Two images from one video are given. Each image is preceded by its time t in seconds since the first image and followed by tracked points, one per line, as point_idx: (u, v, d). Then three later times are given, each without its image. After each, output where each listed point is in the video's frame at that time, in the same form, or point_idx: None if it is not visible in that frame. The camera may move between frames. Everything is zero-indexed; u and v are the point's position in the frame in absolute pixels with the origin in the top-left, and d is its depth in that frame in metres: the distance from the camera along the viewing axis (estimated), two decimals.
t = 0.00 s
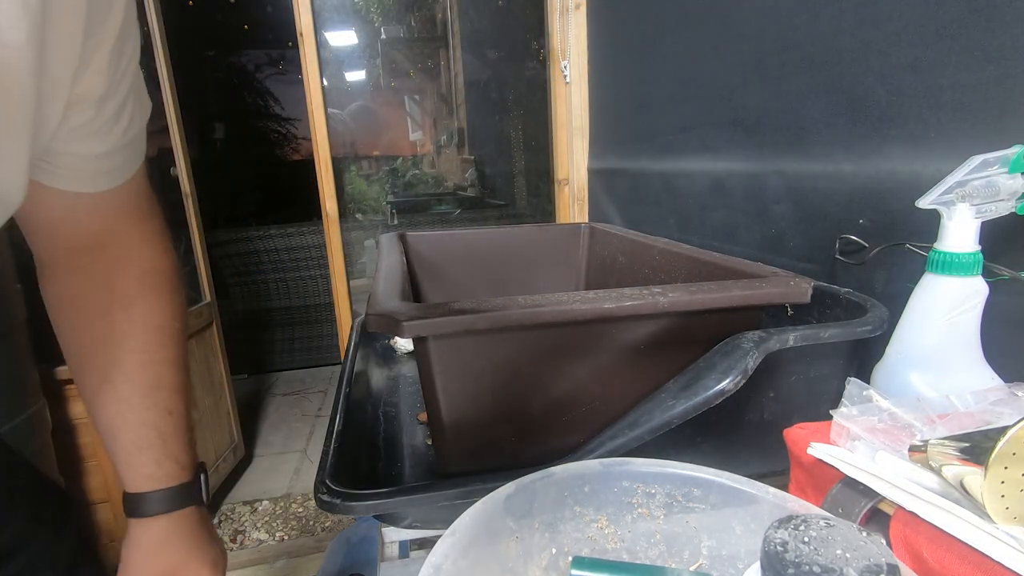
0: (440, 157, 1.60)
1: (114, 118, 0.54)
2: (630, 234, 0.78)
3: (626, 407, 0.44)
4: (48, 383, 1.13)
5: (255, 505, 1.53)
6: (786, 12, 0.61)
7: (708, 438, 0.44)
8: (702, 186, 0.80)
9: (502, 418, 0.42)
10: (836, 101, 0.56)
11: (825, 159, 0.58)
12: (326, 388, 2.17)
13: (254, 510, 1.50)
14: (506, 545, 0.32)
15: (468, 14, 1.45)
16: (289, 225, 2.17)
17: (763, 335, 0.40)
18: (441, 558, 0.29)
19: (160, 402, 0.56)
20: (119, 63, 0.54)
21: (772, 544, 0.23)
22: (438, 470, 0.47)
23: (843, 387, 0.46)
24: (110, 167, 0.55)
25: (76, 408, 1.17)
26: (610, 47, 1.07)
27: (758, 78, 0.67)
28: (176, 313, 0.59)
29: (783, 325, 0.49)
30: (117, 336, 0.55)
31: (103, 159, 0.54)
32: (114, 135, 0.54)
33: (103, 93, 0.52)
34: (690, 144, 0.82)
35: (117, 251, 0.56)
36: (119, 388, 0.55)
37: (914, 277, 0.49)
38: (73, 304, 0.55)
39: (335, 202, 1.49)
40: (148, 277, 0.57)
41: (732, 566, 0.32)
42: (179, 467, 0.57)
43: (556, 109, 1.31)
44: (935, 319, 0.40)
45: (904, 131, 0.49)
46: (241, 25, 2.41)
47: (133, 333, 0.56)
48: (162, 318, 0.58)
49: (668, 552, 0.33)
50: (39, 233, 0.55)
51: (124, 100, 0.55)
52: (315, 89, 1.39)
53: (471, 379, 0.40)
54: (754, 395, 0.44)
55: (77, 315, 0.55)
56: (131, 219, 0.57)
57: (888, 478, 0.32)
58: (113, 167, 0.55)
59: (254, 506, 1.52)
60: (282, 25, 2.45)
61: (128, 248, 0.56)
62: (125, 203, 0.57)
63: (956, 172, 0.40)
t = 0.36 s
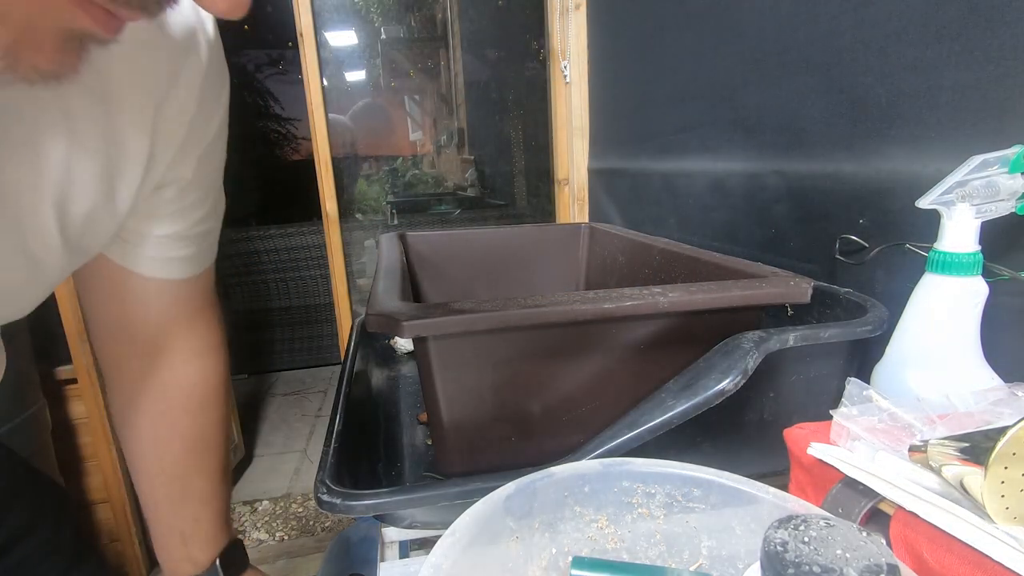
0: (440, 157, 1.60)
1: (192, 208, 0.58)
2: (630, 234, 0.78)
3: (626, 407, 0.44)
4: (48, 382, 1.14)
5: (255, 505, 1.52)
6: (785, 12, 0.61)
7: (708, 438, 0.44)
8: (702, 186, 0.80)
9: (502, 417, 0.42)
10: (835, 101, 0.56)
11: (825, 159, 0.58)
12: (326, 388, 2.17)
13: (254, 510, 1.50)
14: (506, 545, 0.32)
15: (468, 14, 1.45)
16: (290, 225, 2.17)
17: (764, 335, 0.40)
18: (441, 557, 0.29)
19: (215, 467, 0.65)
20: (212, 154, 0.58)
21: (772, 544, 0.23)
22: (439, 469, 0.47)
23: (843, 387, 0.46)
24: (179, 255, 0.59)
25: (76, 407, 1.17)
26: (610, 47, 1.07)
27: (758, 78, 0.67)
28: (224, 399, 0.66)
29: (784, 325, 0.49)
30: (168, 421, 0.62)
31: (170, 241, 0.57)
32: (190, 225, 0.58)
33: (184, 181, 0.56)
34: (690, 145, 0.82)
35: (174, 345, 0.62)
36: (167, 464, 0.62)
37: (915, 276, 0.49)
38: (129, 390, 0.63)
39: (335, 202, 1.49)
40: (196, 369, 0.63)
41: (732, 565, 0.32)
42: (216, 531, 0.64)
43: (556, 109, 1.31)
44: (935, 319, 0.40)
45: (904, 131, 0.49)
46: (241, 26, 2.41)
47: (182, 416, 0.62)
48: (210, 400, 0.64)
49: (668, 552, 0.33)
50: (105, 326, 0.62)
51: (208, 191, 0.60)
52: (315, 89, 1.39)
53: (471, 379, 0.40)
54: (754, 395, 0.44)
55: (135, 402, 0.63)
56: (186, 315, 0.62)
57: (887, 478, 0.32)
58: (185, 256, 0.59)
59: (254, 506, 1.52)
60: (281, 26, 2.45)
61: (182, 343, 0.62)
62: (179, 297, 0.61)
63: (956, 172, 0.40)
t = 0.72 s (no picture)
0: (440, 157, 1.59)
1: (235, 277, 0.62)
2: (630, 234, 0.78)
3: (626, 407, 0.44)
4: (48, 383, 1.14)
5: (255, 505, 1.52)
6: (785, 12, 0.61)
7: (707, 438, 0.44)
8: (702, 186, 0.80)
9: (502, 418, 0.42)
10: (835, 101, 0.56)
11: (826, 159, 0.58)
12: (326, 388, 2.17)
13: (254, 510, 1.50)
14: (506, 545, 0.32)
15: (468, 14, 1.44)
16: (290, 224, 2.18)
17: (763, 335, 0.40)
18: (441, 557, 0.29)
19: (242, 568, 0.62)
20: (255, 228, 0.64)
21: (772, 544, 0.23)
22: (439, 469, 0.47)
23: (843, 387, 0.46)
24: (213, 335, 0.61)
25: (76, 407, 1.16)
26: (610, 47, 1.06)
27: (758, 78, 0.67)
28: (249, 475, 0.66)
29: (783, 324, 0.49)
30: (194, 522, 0.61)
31: (202, 318, 0.60)
32: (225, 303, 0.62)
33: (222, 257, 0.61)
34: (690, 145, 0.82)
35: (201, 439, 0.63)
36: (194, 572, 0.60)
37: (914, 276, 0.49)
38: (155, 493, 0.63)
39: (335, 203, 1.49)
40: (225, 456, 0.63)
41: (732, 566, 0.32)
42: None
43: (556, 109, 1.31)
44: (935, 318, 0.40)
45: (904, 131, 0.49)
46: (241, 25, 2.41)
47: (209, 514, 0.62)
48: (238, 496, 0.64)
49: (668, 552, 0.33)
50: (130, 426, 0.64)
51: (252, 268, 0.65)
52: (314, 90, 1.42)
53: (471, 379, 0.40)
54: (753, 395, 0.44)
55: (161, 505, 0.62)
56: (211, 408, 0.64)
57: (887, 478, 0.32)
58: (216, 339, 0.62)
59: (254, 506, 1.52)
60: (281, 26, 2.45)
61: (207, 438, 0.63)
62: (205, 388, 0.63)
63: (956, 173, 0.40)
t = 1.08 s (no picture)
0: (440, 157, 1.59)
1: (244, 281, 0.59)
2: (629, 234, 0.78)
3: (626, 407, 0.44)
4: (48, 383, 1.14)
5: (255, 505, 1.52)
6: (786, 12, 0.61)
7: (707, 438, 0.44)
8: (702, 186, 0.80)
9: (502, 418, 0.42)
10: (836, 101, 0.56)
11: (826, 159, 0.58)
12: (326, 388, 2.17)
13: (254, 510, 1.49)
14: (506, 545, 0.32)
15: (468, 14, 1.44)
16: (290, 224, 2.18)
17: (764, 335, 0.40)
18: (441, 557, 0.29)
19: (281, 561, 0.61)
20: (262, 229, 0.61)
21: (772, 544, 0.23)
22: (439, 469, 0.47)
23: (843, 387, 0.46)
24: (222, 340, 0.59)
25: (75, 407, 1.17)
26: (610, 47, 1.06)
27: (758, 78, 0.67)
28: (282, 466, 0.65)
29: (783, 324, 0.49)
30: (231, 517, 0.61)
31: (211, 322, 0.58)
32: (236, 306, 0.59)
33: (228, 259, 0.58)
34: (690, 145, 0.82)
35: (225, 442, 0.62)
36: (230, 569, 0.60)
37: (915, 276, 0.49)
38: (187, 494, 0.63)
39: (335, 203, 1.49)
40: (252, 452, 0.63)
41: (732, 565, 0.32)
42: None
43: (556, 109, 1.31)
44: (936, 318, 0.40)
45: (904, 131, 0.49)
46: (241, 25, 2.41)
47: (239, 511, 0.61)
48: (269, 493, 0.63)
49: (668, 552, 0.33)
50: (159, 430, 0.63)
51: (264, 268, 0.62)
52: (314, 91, 1.43)
53: (471, 379, 0.40)
54: (753, 395, 0.44)
55: (193, 507, 0.62)
56: (233, 412, 0.62)
57: (887, 478, 0.32)
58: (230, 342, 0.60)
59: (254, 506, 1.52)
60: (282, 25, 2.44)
61: (233, 439, 0.62)
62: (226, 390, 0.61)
63: (955, 173, 0.40)
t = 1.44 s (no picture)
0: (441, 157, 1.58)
1: (206, 270, 0.52)
2: (629, 234, 0.78)
3: (626, 407, 0.44)
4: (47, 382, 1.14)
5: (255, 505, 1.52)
6: (786, 12, 0.61)
7: (708, 438, 0.44)
8: (703, 186, 0.80)
9: (501, 418, 0.42)
10: (836, 101, 0.56)
11: (826, 160, 0.58)
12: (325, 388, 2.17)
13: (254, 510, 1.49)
14: (506, 545, 0.32)
15: (468, 14, 1.44)
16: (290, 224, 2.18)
17: (764, 335, 0.40)
18: (441, 557, 0.29)
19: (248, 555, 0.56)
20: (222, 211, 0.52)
21: (772, 544, 0.23)
22: (438, 469, 0.47)
23: (843, 387, 0.45)
24: (184, 342, 0.52)
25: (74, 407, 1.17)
26: (611, 47, 1.06)
27: (759, 78, 0.67)
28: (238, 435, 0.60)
29: (783, 324, 0.49)
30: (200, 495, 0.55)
31: (175, 321, 0.51)
32: (200, 299, 0.52)
33: (192, 246, 0.50)
34: (690, 145, 0.82)
35: (185, 421, 0.55)
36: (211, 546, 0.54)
37: (915, 276, 0.49)
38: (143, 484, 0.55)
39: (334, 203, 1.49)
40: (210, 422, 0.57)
41: (732, 565, 0.32)
42: None
43: (556, 110, 1.31)
44: (936, 318, 0.40)
45: (905, 131, 0.49)
46: (241, 25, 2.40)
47: (200, 495, 0.55)
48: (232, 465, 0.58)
49: (668, 552, 0.33)
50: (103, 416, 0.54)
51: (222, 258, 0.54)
52: (314, 90, 1.42)
53: (471, 379, 0.40)
54: (753, 395, 0.44)
55: (146, 490, 0.55)
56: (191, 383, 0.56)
57: (887, 478, 0.32)
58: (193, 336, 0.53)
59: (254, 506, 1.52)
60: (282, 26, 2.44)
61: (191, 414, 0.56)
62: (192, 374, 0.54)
63: (955, 173, 0.40)
